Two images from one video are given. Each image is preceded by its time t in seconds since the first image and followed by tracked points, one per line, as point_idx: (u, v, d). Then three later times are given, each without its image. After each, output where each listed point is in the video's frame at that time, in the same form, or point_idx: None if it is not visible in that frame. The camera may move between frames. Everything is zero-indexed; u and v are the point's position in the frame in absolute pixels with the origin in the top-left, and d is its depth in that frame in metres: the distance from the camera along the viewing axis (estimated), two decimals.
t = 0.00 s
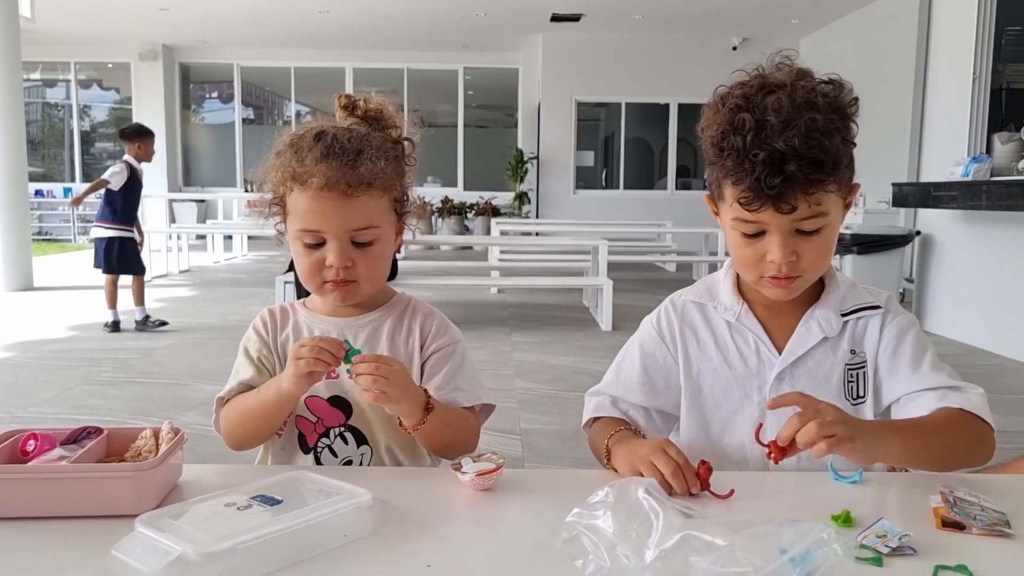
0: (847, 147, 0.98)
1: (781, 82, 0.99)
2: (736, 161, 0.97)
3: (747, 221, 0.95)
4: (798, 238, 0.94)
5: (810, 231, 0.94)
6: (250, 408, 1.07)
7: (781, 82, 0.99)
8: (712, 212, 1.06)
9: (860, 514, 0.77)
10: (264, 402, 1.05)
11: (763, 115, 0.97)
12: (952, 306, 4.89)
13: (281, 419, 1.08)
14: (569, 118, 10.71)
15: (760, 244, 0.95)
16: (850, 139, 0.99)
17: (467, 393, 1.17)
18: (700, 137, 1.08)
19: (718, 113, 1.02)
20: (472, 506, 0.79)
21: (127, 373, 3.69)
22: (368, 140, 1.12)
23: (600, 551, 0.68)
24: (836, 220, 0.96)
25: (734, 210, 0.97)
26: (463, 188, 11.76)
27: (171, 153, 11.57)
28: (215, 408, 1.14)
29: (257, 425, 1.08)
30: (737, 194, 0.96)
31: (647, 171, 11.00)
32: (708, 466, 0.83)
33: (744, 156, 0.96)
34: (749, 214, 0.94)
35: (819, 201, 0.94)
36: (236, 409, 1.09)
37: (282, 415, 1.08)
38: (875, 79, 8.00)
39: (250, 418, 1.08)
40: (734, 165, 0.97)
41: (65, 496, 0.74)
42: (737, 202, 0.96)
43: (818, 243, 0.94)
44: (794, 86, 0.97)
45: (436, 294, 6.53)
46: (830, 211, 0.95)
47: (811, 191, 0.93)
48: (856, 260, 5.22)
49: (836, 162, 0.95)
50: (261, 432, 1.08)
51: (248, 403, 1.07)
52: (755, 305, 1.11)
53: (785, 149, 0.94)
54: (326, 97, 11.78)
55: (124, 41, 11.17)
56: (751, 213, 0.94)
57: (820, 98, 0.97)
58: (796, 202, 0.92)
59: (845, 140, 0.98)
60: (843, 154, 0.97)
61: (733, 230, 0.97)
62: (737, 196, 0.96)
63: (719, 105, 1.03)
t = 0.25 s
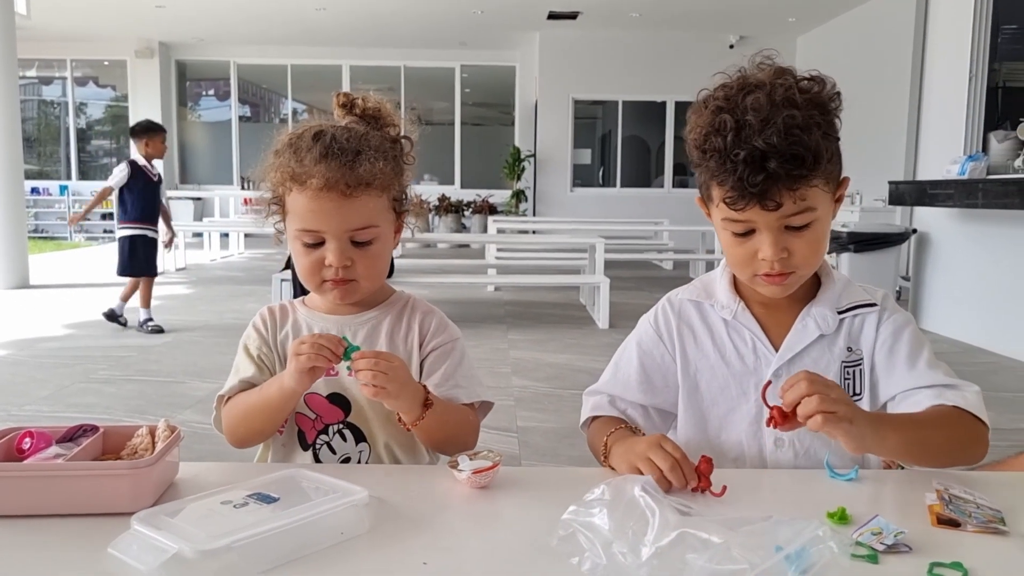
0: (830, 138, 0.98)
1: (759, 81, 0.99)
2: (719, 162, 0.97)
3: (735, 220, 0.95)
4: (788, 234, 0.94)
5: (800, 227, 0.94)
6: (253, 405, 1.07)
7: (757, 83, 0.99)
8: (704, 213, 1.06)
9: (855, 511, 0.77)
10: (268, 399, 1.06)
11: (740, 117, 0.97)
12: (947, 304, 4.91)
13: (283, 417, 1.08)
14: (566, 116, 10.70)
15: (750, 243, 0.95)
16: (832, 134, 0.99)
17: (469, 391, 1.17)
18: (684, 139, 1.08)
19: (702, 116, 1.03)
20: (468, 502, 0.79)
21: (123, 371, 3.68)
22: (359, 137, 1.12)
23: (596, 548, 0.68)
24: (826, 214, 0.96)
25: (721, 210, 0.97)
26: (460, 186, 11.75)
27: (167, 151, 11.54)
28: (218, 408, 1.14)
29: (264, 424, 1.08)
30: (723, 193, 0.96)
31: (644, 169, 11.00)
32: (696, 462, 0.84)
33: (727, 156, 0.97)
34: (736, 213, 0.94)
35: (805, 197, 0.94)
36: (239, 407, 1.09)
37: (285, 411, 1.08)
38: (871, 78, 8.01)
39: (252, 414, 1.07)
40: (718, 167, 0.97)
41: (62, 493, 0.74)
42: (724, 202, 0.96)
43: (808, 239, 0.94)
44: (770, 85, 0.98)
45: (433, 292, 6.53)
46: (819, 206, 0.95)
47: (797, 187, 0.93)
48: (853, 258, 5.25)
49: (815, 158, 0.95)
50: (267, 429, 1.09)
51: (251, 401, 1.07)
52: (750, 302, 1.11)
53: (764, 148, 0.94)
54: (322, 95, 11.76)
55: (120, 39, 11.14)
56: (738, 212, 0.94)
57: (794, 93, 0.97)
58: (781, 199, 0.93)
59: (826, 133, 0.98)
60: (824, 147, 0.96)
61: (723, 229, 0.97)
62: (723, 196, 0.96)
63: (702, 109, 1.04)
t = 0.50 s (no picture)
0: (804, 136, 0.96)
1: (740, 81, 1.00)
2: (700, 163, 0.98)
3: (717, 220, 0.95)
4: (767, 233, 0.94)
5: (778, 226, 0.94)
6: (258, 402, 1.07)
7: (735, 83, 1.00)
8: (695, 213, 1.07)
9: (854, 509, 0.78)
10: (274, 394, 1.06)
11: (717, 117, 0.98)
12: (945, 302, 4.92)
13: (288, 414, 1.08)
14: (564, 114, 10.70)
15: (732, 241, 0.96)
16: (813, 130, 0.98)
17: (471, 388, 1.17)
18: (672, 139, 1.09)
19: (686, 118, 1.03)
20: (469, 501, 0.79)
21: (122, 369, 3.68)
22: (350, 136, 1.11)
23: (596, 545, 0.68)
24: (808, 212, 0.96)
25: (704, 210, 0.97)
26: (459, 184, 11.74)
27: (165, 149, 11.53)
28: (220, 407, 1.14)
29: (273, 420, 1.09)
30: (701, 195, 0.97)
31: (642, 167, 11.00)
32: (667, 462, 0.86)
33: (706, 157, 0.97)
34: (714, 213, 0.95)
35: (783, 195, 0.94)
36: (243, 405, 1.09)
37: (290, 408, 1.08)
38: (870, 76, 8.02)
39: (257, 412, 1.08)
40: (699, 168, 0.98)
41: (64, 492, 0.74)
42: (703, 203, 0.96)
43: (789, 238, 0.94)
44: (748, 84, 0.98)
45: (432, 291, 6.53)
46: (798, 204, 0.95)
47: (774, 185, 0.93)
48: (851, 256, 5.24)
49: (786, 158, 0.94)
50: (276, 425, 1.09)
51: (256, 398, 1.08)
52: (746, 301, 1.11)
53: (735, 147, 0.95)
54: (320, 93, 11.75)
55: (118, 37, 11.12)
56: (718, 213, 0.95)
57: (768, 90, 0.97)
58: (756, 198, 0.93)
59: (801, 131, 0.96)
60: (796, 146, 0.95)
61: (709, 229, 0.98)
62: (702, 197, 0.97)
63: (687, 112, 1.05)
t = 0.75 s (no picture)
0: (777, 131, 0.95)
1: (720, 78, 1.00)
2: (677, 160, 0.99)
3: (693, 216, 0.96)
4: (741, 229, 0.94)
5: (754, 222, 0.94)
6: (259, 399, 1.08)
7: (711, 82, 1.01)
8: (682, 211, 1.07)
9: (853, 508, 0.78)
10: (275, 388, 1.06)
11: (696, 114, 0.98)
12: (945, 301, 4.92)
13: (290, 413, 1.09)
14: (564, 113, 10.71)
15: (707, 236, 0.96)
16: (793, 126, 0.98)
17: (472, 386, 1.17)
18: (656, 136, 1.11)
19: (668, 115, 1.04)
20: (471, 501, 0.79)
21: (122, 368, 3.68)
22: (346, 135, 1.11)
23: (596, 544, 0.68)
24: (785, 208, 0.95)
25: (683, 208, 0.98)
26: (459, 184, 11.74)
27: (166, 149, 11.53)
28: (222, 406, 1.14)
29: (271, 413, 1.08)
30: (678, 192, 0.97)
31: (642, 166, 11.00)
32: (616, 475, 0.83)
33: (682, 153, 0.98)
34: (690, 208, 0.95)
35: (757, 190, 0.93)
36: (245, 402, 1.09)
37: (293, 405, 1.08)
38: (870, 76, 8.02)
39: (255, 408, 1.08)
40: (676, 164, 0.99)
41: (65, 492, 0.74)
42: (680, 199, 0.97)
43: (764, 233, 0.94)
44: (726, 83, 0.99)
45: (432, 290, 6.53)
46: (774, 201, 0.94)
47: (747, 181, 0.93)
48: (851, 255, 5.23)
49: (753, 154, 0.93)
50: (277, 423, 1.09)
51: (257, 393, 1.08)
52: (734, 302, 1.10)
53: (702, 142, 0.96)
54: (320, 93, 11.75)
55: (117, 36, 11.11)
56: (693, 210, 0.95)
57: (744, 87, 0.97)
58: (726, 191, 0.93)
59: (775, 126, 0.95)
60: (765, 142, 0.94)
61: (689, 226, 0.98)
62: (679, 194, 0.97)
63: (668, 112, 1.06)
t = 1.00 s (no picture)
0: (758, 134, 0.96)
1: (708, 77, 1.00)
2: (657, 158, 0.99)
3: (672, 217, 0.96)
4: (720, 231, 0.94)
5: (733, 224, 0.94)
6: (261, 402, 1.08)
7: (698, 80, 1.00)
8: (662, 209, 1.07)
9: (853, 508, 0.78)
10: (276, 386, 1.07)
11: (679, 112, 0.98)
12: (946, 301, 4.92)
13: (292, 412, 1.09)
14: (565, 114, 10.71)
15: (685, 236, 0.96)
16: (775, 129, 0.98)
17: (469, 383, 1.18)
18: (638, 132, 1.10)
19: (650, 112, 1.04)
20: (472, 501, 0.79)
21: (124, 369, 3.69)
22: (344, 137, 1.11)
23: (597, 544, 0.68)
24: (763, 210, 0.95)
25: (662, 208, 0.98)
26: (460, 184, 11.74)
27: (167, 149, 11.54)
28: (224, 409, 1.14)
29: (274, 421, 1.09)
30: (657, 192, 0.97)
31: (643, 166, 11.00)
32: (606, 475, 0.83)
33: (662, 151, 0.98)
34: (669, 209, 0.96)
35: (735, 193, 0.93)
36: (246, 406, 1.09)
37: (295, 403, 1.09)
38: (871, 76, 8.02)
39: (260, 408, 1.08)
40: (655, 162, 0.99)
41: (67, 493, 0.74)
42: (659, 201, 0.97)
43: (741, 235, 0.94)
44: (713, 83, 0.98)
45: (433, 290, 6.53)
46: (752, 203, 0.94)
47: (727, 183, 0.93)
48: (852, 255, 5.24)
49: (734, 157, 0.93)
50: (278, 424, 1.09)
51: (258, 395, 1.09)
52: (711, 301, 1.11)
53: (683, 143, 0.95)
54: (321, 93, 11.76)
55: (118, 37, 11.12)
56: (672, 211, 0.96)
57: (726, 88, 0.97)
58: (705, 194, 0.93)
59: (756, 130, 0.96)
60: (746, 145, 0.94)
61: (667, 227, 0.99)
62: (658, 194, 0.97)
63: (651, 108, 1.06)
